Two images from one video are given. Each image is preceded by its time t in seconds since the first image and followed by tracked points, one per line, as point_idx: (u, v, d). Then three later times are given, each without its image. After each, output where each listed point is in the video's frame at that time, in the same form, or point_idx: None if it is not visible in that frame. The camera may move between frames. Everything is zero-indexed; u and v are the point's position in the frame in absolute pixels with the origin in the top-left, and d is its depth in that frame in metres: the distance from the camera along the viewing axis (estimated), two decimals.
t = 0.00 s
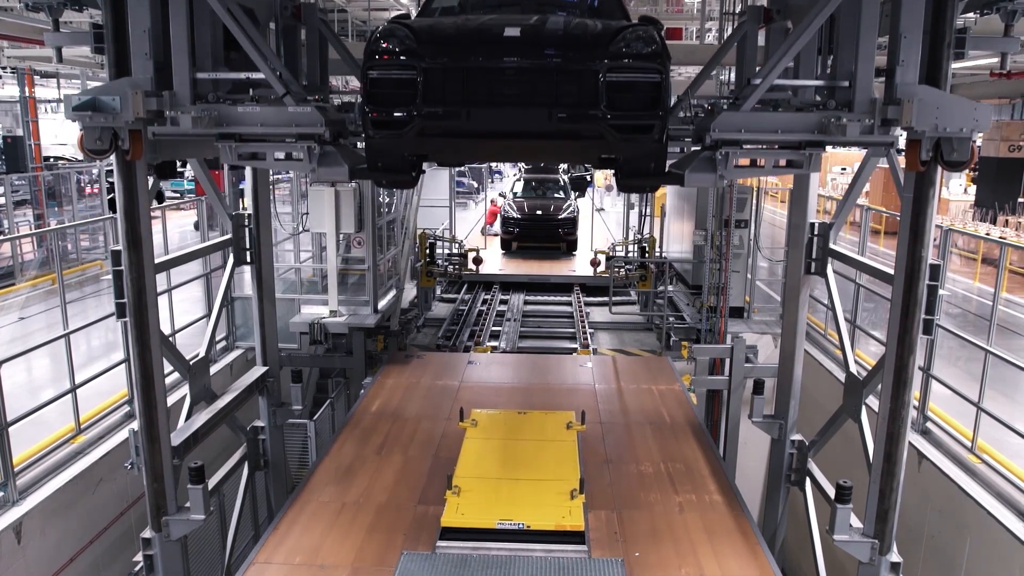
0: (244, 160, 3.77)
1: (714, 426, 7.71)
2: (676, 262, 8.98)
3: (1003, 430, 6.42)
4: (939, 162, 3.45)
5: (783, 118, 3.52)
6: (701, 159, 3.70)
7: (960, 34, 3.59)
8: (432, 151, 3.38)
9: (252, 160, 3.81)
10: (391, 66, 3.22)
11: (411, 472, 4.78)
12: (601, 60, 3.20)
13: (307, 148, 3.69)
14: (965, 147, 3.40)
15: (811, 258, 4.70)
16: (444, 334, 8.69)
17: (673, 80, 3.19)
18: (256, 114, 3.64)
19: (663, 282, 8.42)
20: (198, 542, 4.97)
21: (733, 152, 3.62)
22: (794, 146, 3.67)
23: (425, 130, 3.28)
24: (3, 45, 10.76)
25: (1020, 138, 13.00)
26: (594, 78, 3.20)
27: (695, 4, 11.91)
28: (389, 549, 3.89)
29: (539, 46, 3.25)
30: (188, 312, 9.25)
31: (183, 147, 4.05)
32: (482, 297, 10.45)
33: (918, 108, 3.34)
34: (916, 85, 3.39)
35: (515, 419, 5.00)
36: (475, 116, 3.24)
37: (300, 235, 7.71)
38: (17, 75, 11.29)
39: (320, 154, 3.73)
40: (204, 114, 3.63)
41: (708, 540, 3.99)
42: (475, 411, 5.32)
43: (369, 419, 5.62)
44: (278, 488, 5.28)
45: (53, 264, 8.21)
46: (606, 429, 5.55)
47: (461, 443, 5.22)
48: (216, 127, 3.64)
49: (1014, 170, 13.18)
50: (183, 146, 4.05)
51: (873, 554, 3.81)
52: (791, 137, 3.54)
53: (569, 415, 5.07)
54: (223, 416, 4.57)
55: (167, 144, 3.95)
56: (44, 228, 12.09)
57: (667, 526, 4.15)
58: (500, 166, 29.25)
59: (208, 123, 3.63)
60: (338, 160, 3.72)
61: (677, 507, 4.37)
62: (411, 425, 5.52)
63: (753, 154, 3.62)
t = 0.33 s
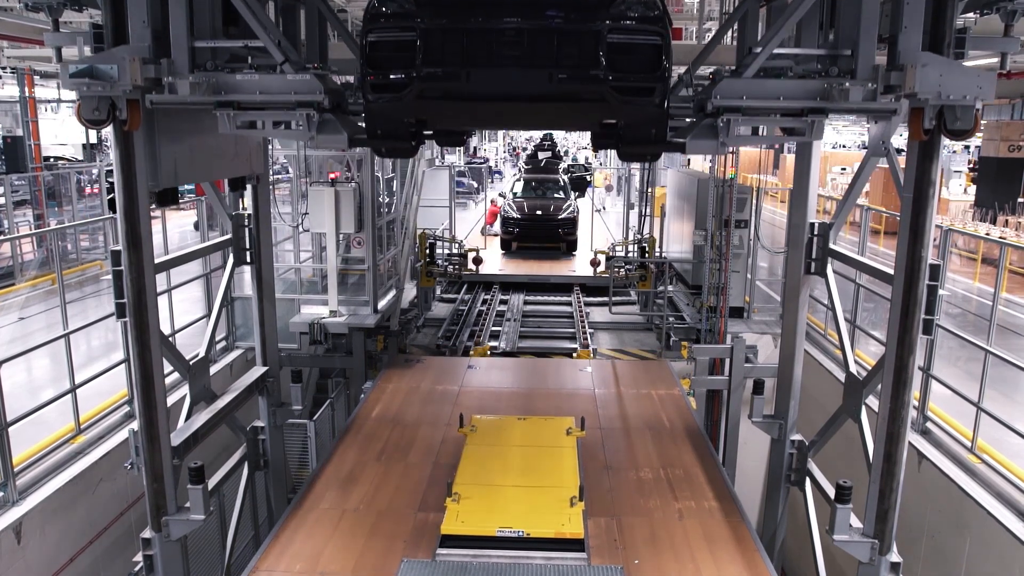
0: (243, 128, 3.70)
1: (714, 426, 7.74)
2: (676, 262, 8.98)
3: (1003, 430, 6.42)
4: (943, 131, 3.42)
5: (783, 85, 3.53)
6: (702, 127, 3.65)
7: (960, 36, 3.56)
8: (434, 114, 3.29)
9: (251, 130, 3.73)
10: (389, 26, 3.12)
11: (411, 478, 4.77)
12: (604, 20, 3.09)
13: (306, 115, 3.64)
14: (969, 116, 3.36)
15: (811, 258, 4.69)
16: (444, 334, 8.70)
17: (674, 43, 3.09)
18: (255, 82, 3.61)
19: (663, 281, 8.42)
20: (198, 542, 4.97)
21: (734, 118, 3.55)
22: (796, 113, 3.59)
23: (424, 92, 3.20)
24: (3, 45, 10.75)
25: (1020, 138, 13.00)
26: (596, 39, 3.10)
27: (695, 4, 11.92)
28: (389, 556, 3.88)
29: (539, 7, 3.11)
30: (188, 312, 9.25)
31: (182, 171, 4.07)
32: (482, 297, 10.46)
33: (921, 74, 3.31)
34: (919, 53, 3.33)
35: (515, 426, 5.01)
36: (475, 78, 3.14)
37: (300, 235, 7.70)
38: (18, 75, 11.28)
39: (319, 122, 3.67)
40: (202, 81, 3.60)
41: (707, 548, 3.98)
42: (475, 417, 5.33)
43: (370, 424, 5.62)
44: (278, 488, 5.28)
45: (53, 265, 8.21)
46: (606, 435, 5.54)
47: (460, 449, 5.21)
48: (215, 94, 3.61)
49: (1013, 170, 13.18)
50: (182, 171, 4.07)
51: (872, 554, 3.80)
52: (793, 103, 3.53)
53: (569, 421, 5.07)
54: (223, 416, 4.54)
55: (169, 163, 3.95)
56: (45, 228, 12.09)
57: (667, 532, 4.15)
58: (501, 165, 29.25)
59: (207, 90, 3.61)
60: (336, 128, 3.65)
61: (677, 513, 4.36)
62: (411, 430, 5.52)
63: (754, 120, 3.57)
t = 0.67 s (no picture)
0: (241, 96, 3.63)
1: (714, 426, 7.75)
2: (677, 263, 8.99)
3: (1003, 430, 6.42)
4: (946, 99, 3.30)
5: (786, 49, 3.43)
6: (705, 93, 3.65)
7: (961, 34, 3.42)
8: (433, 78, 3.28)
9: (249, 97, 3.65)
10: None
11: (412, 485, 4.77)
12: None
13: (305, 82, 3.56)
14: (973, 82, 3.23)
15: (811, 258, 4.68)
16: (444, 334, 8.71)
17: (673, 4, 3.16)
18: (254, 49, 3.50)
19: (663, 282, 8.42)
20: (199, 543, 4.98)
21: (736, 84, 3.54)
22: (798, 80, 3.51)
23: (423, 54, 3.19)
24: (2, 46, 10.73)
25: (1020, 138, 13.00)
26: None
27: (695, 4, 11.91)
28: (389, 564, 3.88)
29: None
30: (188, 312, 9.25)
31: (183, 199, 3.97)
32: (482, 297, 10.47)
33: (926, 38, 3.20)
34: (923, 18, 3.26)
35: (515, 434, 5.02)
36: (474, 37, 3.12)
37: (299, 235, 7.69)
38: (18, 75, 11.28)
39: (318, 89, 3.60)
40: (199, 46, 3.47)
41: (706, 556, 3.97)
42: (474, 423, 5.34)
43: (371, 430, 5.62)
44: (278, 488, 5.27)
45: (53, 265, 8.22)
46: (605, 441, 5.53)
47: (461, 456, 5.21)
48: (211, 61, 3.50)
49: (1013, 171, 13.19)
50: (183, 200, 3.97)
51: (872, 555, 3.78)
52: (796, 69, 3.43)
53: (569, 429, 5.08)
54: (223, 416, 4.53)
55: (171, 186, 3.84)
56: (45, 228, 12.11)
57: (666, 540, 4.15)
58: (501, 165, 29.26)
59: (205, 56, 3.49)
60: (337, 95, 3.60)
61: (677, 521, 4.36)
62: (412, 437, 5.51)
63: (755, 87, 3.54)
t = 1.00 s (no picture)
0: (238, 62, 3.61)
1: (714, 425, 7.75)
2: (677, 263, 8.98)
3: (1003, 429, 6.43)
4: (950, 67, 3.21)
5: (789, 14, 3.45)
6: (705, 57, 3.62)
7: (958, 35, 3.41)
8: (434, 41, 3.30)
9: (248, 63, 3.64)
10: None
11: (412, 493, 4.76)
12: None
13: (304, 49, 3.57)
14: (976, 49, 3.15)
15: (811, 258, 4.66)
16: (444, 334, 8.71)
17: None
18: (253, 15, 3.53)
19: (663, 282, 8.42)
20: (199, 543, 4.98)
21: (738, 49, 3.52)
22: (800, 45, 3.53)
23: (424, 14, 3.27)
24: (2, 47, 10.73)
25: (1020, 139, 12.98)
26: None
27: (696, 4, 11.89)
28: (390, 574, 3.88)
29: None
30: (188, 312, 9.26)
31: (184, 205, 3.96)
32: (482, 297, 10.48)
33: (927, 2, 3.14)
34: None
35: (515, 441, 5.04)
36: None
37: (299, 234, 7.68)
38: (18, 76, 11.28)
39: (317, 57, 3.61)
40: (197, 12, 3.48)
41: (706, 566, 3.97)
42: (475, 430, 5.34)
43: (371, 437, 5.62)
44: (278, 488, 5.26)
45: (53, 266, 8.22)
46: (605, 448, 5.53)
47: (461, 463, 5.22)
48: (209, 26, 3.50)
49: (1013, 171, 13.18)
50: (184, 207, 3.97)
51: (872, 554, 3.77)
52: (798, 34, 3.45)
53: (568, 438, 5.09)
54: (223, 416, 4.51)
55: (172, 185, 3.83)
56: (44, 229, 12.13)
57: (666, 549, 4.14)
58: (501, 164, 29.28)
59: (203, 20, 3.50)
60: (335, 61, 3.61)
61: (676, 529, 4.36)
62: (412, 444, 5.52)
63: (758, 52, 3.52)
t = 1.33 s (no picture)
0: (238, 28, 3.61)
1: (714, 425, 7.75)
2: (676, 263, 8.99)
3: (1002, 429, 6.43)
4: (954, 34, 3.18)
5: None
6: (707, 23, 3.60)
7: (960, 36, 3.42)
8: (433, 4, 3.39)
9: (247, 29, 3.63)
10: None
11: (411, 500, 4.77)
12: None
13: (303, 13, 3.61)
14: (979, 14, 3.13)
15: (810, 258, 4.66)
16: (444, 335, 8.71)
17: None
18: None
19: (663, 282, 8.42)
20: (199, 544, 4.99)
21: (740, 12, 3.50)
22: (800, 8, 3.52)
23: None
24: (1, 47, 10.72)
25: (1020, 139, 12.97)
26: None
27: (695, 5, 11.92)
28: None
29: None
30: (188, 312, 9.26)
31: (184, 208, 3.96)
32: (482, 297, 10.49)
33: None
34: None
35: (515, 449, 5.05)
36: None
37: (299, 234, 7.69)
38: (18, 76, 11.30)
39: (314, 21, 3.65)
40: None
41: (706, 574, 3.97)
42: (474, 437, 5.34)
43: (370, 444, 5.63)
44: (277, 488, 5.26)
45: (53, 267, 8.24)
46: (604, 455, 5.53)
47: (461, 469, 5.23)
48: None
49: (1013, 171, 13.19)
50: (184, 209, 3.97)
51: (872, 554, 3.77)
52: None
53: (568, 446, 5.10)
54: (222, 417, 4.50)
55: (172, 180, 3.84)
56: (44, 229, 12.14)
57: (666, 557, 4.14)
58: (500, 165, 29.29)
59: None
60: (334, 25, 3.67)
61: (675, 537, 4.36)
62: (413, 451, 5.52)
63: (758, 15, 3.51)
